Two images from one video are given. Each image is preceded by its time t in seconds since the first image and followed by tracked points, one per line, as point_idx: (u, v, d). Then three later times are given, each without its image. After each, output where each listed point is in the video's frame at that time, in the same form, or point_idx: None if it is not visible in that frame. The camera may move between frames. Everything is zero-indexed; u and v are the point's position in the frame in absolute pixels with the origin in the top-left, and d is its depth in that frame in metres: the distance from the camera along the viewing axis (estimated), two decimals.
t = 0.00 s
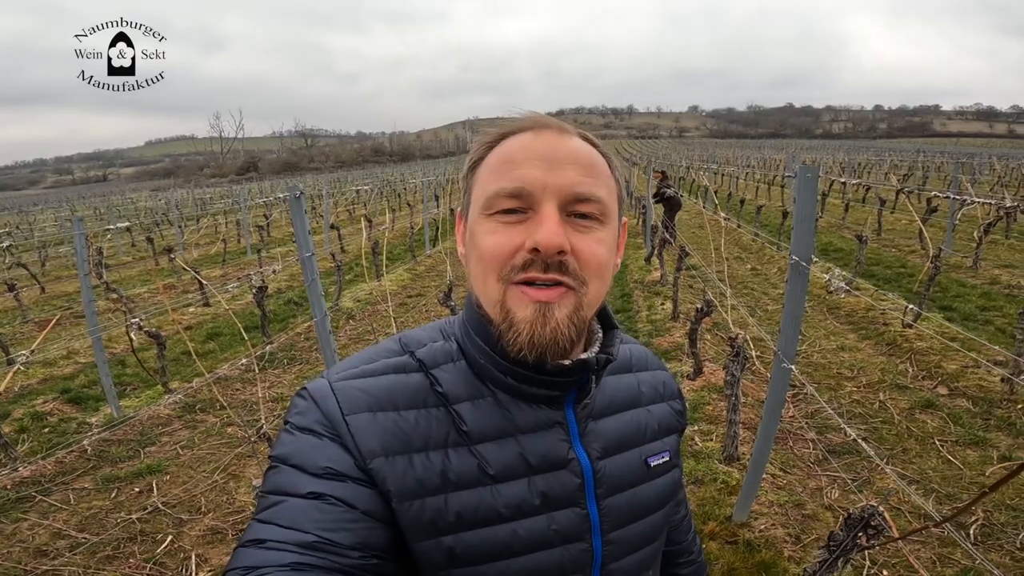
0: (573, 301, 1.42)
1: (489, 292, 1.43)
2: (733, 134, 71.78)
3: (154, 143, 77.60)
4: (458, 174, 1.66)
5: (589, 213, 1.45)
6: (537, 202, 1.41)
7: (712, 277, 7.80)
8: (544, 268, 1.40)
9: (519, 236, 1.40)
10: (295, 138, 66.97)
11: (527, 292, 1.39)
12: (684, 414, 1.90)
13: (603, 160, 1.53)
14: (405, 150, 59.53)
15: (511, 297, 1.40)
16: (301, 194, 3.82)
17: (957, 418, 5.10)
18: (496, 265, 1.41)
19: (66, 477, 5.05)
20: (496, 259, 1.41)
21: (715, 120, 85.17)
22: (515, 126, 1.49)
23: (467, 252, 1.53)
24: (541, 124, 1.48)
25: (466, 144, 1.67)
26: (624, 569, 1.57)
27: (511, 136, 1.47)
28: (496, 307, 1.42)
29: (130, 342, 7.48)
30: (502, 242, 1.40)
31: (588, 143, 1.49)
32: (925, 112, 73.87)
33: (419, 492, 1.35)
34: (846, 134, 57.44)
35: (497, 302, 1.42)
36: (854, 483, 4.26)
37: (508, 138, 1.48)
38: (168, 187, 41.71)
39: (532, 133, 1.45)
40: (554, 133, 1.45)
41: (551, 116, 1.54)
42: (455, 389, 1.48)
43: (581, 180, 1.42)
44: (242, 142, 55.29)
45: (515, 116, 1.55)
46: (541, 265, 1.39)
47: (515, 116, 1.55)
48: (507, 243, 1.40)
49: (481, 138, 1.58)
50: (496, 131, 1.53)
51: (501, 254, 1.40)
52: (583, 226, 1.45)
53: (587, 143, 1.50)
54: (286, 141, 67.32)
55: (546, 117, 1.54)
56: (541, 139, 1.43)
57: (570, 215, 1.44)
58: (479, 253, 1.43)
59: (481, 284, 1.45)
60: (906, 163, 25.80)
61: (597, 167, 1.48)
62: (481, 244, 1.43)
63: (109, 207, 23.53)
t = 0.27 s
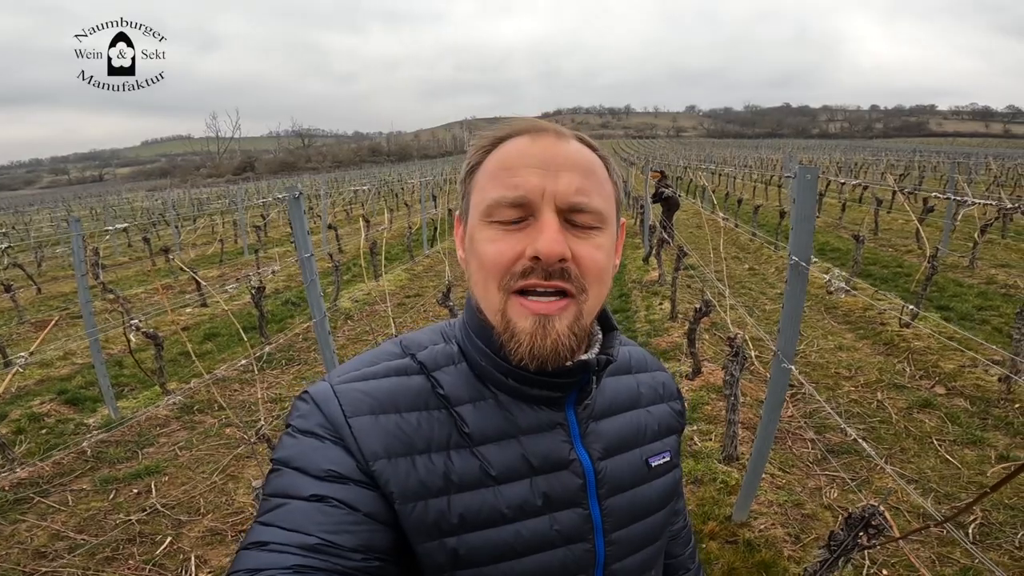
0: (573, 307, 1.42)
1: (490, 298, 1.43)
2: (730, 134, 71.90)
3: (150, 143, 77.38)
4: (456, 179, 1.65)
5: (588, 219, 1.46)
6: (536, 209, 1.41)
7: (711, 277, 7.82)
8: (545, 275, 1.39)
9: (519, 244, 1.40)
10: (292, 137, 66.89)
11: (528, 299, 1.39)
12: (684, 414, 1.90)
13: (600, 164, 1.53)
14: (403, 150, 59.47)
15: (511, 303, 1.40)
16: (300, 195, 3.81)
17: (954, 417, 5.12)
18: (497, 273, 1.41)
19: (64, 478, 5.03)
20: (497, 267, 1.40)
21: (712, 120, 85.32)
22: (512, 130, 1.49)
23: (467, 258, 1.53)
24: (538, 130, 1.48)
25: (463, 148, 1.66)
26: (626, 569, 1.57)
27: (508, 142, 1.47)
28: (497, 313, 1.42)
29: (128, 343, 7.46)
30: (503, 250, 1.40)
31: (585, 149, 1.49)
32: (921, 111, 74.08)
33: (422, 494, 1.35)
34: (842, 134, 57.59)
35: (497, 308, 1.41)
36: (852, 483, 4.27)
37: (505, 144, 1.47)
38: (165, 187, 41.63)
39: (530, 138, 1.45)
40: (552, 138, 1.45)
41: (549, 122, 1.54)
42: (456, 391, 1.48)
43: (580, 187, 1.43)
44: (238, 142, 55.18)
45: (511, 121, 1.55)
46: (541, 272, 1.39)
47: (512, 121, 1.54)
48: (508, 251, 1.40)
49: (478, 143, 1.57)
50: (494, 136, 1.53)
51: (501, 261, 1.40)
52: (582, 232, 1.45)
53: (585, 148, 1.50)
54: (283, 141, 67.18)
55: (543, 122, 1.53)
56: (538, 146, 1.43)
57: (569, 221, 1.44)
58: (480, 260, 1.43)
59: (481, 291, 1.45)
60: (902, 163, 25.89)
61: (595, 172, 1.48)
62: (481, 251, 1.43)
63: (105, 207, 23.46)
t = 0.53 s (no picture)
0: (581, 313, 1.42)
1: (498, 303, 1.43)
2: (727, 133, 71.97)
3: (147, 142, 77.18)
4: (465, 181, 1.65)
5: (595, 225, 1.45)
6: (544, 214, 1.42)
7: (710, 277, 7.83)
8: (552, 281, 1.40)
9: (526, 250, 1.40)
10: (289, 137, 66.77)
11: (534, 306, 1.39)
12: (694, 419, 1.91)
13: (610, 168, 1.52)
14: (401, 149, 59.40)
15: (519, 309, 1.41)
16: (303, 195, 3.80)
17: (954, 417, 5.14)
18: (504, 278, 1.41)
19: (64, 479, 5.02)
20: (504, 272, 1.41)
21: (709, 120, 85.42)
22: (521, 134, 1.49)
23: (475, 262, 1.54)
24: (547, 133, 1.48)
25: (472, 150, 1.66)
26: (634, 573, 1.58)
27: (517, 145, 1.47)
28: (505, 318, 1.43)
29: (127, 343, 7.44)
30: (510, 255, 1.41)
31: (595, 152, 1.48)
32: (918, 111, 74.28)
33: (430, 496, 1.35)
34: (840, 134, 57.68)
35: (505, 313, 1.42)
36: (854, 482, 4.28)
37: (513, 148, 1.47)
38: (162, 186, 41.55)
39: (538, 142, 1.45)
40: (560, 142, 1.45)
41: (559, 124, 1.54)
42: (466, 393, 1.49)
43: (587, 191, 1.43)
44: (236, 142, 55.07)
45: (520, 123, 1.54)
46: (548, 278, 1.39)
47: (521, 124, 1.54)
48: (515, 256, 1.40)
49: (486, 146, 1.57)
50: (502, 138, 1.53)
51: (508, 267, 1.40)
52: (590, 238, 1.45)
53: (594, 151, 1.49)
54: (281, 140, 67.04)
55: (553, 124, 1.53)
56: (547, 150, 1.43)
57: (577, 227, 1.44)
58: (487, 265, 1.44)
59: (490, 296, 1.46)
60: (899, 163, 25.96)
61: (604, 176, 1.47)
62: (489, 256, 1.44)
63: (102, 207, 23.40)
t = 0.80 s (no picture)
0: (594, 315, 1.43)
1: (512, 302, 1.44)
2: (726, 133, 72.01)
3: (145, 142, 77.01)
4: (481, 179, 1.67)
5: (610, 226, 1.46)
6: (559, 215, 1.42)
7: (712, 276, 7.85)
8: (565, 283, 1.40)
9: (541, 250, 1.41)
10: (287, 136, 66.62)
11: (548, 308, 1.40)
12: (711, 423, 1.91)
13: (627, 168, 1.52)
14: (399, 148, 59.34)
15: (532, 310, 1.42)
16: (308, 194, 3.80)
17: (955, 415, 5.16)
18: (518, 278, 1.42)
19: (67, 479, 5.02)
20: (518, 273, 1.42)
21: (708, 119, 85.47)
22: (538, 133, 1.49)
23: (490, 260, 1.55)
24: (563, 132, 1.48)
25: (489, 148, 1.67)
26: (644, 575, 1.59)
27: (533, 145, 1.47)
28: (519, 318, 1.44)
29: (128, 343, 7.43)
30: (525, 256, 1.41)
31: (613, 152, 1.48)
32: (916, 110, 74.38)
33: (442, 493, 1.36)
34: (838, 133, 57.75)
35: (519, 313, 1.43)
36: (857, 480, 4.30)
37: (529, 147, 1.48)
38: (160, 185, 41.47)
39: (554, 142, 1.45)
40: (576, 143, 1.45)
41: (577, 123, 1.54)
42: (480, 392, 1.49)
43: (603, 192, 1.43)
44: (234, 141, 54.97)
45: (536, 122, 1.55)
46: (562, 279, 1.40)
47: (538, 122, 1.54)
48: (529, 257, 1.41)
49: (503, 144, 1.58)
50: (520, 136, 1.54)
51: (522, 268, 1.41)
52: (605, 239, 1.45)
53: (611, 151, 1.49)
54: (279, 139, 66.94)
55: (569, 124, 1.53)
56: (562, 150, 1.43)
57: (592, 228, 1.45)
58: (502, 265, 1.45)
59: (504, 295, 1.47)
60: (898, 162, 26.00)
61: (620, 176, 1.47)
62: (504, 257, 1.45)
63: (101, 206, 23.35)
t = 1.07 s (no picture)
0: (597, 314, 1.43)
1: (516, 301, 1.44)
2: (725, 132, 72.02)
3: (144, 141, 76.93)
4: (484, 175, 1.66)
5: (614, 226, 1.46)
6: (562, 214, 1.43)
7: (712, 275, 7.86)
8: (568, 283, 1.41)
9: (544, 249, 1.42)
10: (287, 135, 66.55)
11: (551, 308, 1.41)
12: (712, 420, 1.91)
13: (631, 167, 1.52)
14: (399, 147, 59.29)
15: (536, 309, 1.42)
16: (309, 192, 3.80)
17: (955, 413, 5.17)
18: (522, 277, 1.43)
19: (68, 478, 5.02)
20: (522, 271, 1.42)
21: (708, 118, 85.47)
22: (542, 131, 1.50)
23: (493, 258, 1.55)
24: (568, 130, 1.48)
25: (492, 144, 1.67)
26: (644, 571, 1.59)
27: (538, 142, 1.47)
28: (522, 316, 1.44)
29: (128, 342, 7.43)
30: (528, 255, 1.42)
31: (618, 151, 1.49)
32: (916, 109, 74.42)
33: (443, 490, 1.36)
34: (838, 132, 57.76)
35: (522, 312, 1.43)
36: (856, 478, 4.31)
37: (532, 144, 1.48)
38: (160, 185, 41.45)
39: (558, 140, 1.45)
40: (580, 141, 1.45)
41: (582, 120, 1.54)
42: (481, 388, 1.50)
43: (607, 191, 1.43)
44: (234, 141, 54.94)
45: (540, 120, 1.55)
46: (565, 279, 1.40)
47: (542, 120, 1.54)
48: (533, 256, 1.42)
49: (506, 141, 1.58)
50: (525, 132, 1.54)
51: (526, 267, 1.42)
52: (607, 238, 1.46)
53: (615, 150, 1.49)
54: (278, 138, 66.86)
55: (573, 121, 1.53)
56: (566, 149, 1.43)
57: (595, 227, 1.45)
58: (505, 263, 1.45)
59: (507, 294, 1.47)
60: (898, 160, 26.01)
61: (624, 175, 1.48)
62: (507, 255, 1.45)
63: (100, 205, 23.35)
